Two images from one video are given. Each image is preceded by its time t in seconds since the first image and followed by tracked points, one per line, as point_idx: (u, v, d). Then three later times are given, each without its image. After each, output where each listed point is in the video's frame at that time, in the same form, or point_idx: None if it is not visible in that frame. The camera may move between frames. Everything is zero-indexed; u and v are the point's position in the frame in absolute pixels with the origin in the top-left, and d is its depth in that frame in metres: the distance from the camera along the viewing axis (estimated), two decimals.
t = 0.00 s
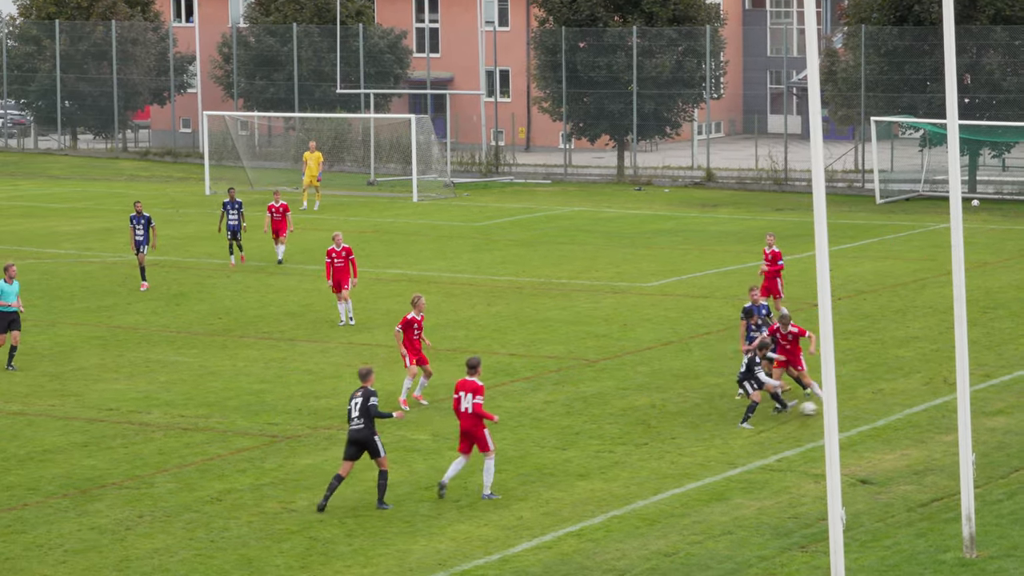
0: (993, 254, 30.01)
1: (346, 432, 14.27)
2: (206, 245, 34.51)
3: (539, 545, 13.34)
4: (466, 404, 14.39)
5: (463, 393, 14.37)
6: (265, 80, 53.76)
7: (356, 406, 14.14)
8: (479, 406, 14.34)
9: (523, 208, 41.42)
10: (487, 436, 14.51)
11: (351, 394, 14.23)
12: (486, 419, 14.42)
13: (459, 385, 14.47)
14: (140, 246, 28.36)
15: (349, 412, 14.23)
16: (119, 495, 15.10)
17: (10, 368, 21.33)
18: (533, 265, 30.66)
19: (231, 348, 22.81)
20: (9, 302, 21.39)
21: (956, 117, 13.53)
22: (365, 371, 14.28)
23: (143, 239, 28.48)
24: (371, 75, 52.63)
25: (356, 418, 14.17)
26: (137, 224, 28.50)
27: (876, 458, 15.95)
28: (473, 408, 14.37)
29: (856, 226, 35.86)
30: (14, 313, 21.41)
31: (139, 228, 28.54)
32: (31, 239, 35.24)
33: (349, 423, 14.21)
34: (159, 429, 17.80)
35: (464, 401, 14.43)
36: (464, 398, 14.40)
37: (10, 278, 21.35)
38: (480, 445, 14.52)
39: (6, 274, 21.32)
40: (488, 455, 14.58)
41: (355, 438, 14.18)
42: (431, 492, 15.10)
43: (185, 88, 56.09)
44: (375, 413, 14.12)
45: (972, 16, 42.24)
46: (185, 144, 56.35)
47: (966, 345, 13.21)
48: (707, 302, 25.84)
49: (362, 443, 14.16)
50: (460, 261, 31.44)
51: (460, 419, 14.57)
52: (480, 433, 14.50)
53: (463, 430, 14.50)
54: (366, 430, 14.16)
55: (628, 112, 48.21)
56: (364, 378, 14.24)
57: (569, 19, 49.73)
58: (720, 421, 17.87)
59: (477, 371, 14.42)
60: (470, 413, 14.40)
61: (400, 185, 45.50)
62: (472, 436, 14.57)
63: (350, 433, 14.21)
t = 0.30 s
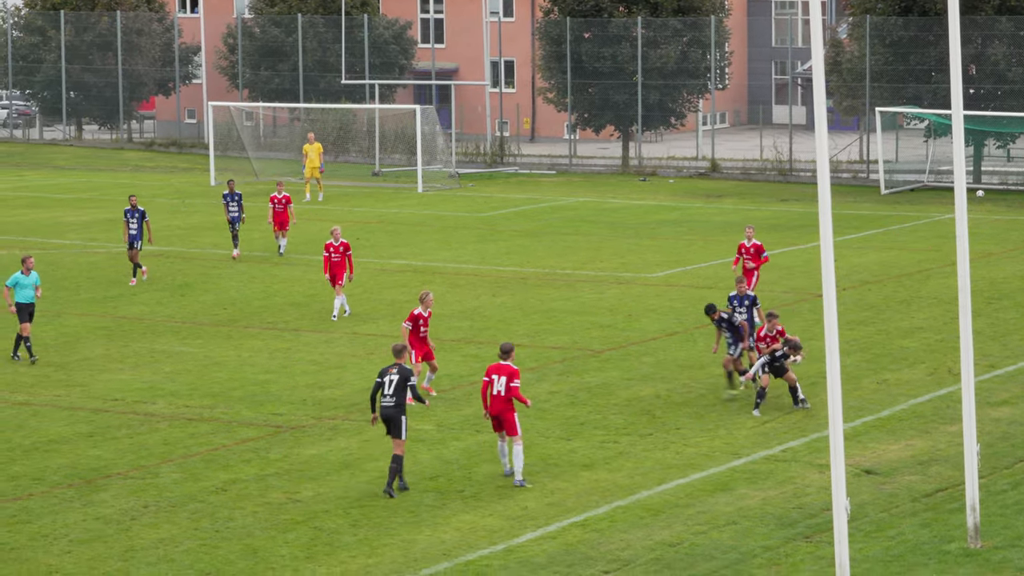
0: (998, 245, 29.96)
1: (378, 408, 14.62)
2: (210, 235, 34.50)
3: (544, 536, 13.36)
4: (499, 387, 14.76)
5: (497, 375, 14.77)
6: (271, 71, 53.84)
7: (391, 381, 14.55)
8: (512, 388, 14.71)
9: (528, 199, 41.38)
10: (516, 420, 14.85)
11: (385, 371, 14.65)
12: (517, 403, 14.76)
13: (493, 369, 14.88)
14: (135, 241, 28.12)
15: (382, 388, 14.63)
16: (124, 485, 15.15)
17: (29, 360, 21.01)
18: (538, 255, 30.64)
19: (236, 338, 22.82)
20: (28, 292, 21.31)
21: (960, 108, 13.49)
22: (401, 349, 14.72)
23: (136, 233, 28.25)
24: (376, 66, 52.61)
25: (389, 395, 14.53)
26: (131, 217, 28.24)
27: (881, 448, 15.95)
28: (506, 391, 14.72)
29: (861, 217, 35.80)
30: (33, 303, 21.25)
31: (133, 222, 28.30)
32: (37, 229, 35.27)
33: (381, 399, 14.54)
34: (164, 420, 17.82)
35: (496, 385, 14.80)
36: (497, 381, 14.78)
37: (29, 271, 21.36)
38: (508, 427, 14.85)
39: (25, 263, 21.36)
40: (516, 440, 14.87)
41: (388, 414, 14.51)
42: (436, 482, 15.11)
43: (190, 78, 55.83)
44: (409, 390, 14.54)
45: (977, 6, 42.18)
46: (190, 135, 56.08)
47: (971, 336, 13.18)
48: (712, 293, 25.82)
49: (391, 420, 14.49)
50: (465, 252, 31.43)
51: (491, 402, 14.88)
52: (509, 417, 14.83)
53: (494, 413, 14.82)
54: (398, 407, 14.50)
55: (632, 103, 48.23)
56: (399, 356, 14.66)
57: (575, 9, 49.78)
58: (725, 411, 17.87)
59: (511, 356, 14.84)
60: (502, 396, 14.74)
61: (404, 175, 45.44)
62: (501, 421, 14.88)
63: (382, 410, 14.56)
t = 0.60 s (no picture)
0: (1001, 241, 29.94)
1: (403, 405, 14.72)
2: (213, 232, 34.50)
3: (546, 532, 13.36)
4: (515, 377, 14.85)
5: (512, 367, 14.82)
6: (272, 67, 53.76)
7: (413, 378, 14.60)
8: (528, 379, 14.80)
9: (530, 195, 41.36)
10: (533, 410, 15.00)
11: (405, 368, 14.67)
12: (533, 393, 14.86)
13: (507, 361, 14.92)
14: (128, 239, 27.92)
15: (405, 384, 14.68)
16: (126, 482, 15.15)
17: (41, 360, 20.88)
18: (540, 252, 30.63)
19: (239, 334, 22.81)
20: (46, 291, 21.18)
21: (963, 104, 13.46)
22: (418, 344, 14.72)
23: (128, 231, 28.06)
24: (377, 62, 52.69)
25: (413, 392, 14.61)
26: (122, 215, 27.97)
27: (883, 445, 15.95)
28: (522, 381, 14.82)
29: (863, 213, 35.78)
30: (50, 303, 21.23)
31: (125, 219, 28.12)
32: (38, 226, 35.27)
33: (406, 395, 14.64)
34: (166, 416, 17.82)
35: (511, 376, 14.88)
36: (513, 372, 14.84)
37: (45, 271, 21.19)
38: (524, 418, 14.99)
39: (40, 262, 21.10)
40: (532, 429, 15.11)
41: (415, 410, 14.65)
42: (438, 479, 15.11)
43: (192, 74, 56.35)
44: (433, 384, 14.62)
45: (979, 3, 42.21)
46: (192, 131, 56.15)
47: (974, 333, 13.16)
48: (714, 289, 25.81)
49: (419, 416, 14.63)
50: (467, 248, 31.40)
51: (506, 393, 14.97)
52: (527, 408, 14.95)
53: (510, 405, 14.93)
54: (423, 402, 14.63)
55: (634, 99, 48.10)
56: (417, 352, 14.67)
57: (577, 5, 49.67)
58: (727, 408, 17.86)
59: (525, 346, 14.90)
60: (518, 386, 14.87)
61: (407, 172, 45.48)
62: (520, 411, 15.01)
63: (408, 406, 14.68)
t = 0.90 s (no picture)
0: (999, 241, 29.95)
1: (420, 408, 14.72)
2: (211, 232, 34.49)
3: (544, 532, 13.36)
4: (523, 373, 15.00)
5: (520, 362, 14.96)
6: (271, 66, 53.73)
7: (429, 380, 14.57)
8: (536, 374, 14.98)
9: (529, 195, 41.35)
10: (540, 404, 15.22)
11: (421, 371, 14.64)
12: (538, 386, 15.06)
13: (513, 357, 15.05)
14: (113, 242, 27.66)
15: (421, 387, 14.66)
16: (125, 482, 15.13)
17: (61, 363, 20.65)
18: (539, 252, 30.63)
19: (237, 335, 22.81)
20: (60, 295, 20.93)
21: (961, 104, 13.45)
22: (431, 347, 14.67)
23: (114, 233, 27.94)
24: (376, 62, 52.66)
25: (430, 393, 14.62)
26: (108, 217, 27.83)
27: (882, 445, 15.95)
28: (530, 376, 14.99)
29: (862, 213, 35.78)
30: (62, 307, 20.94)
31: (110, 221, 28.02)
32: (37, 226, 35.24)
33: (424, 397, 14.64)
34: (165, 417, 17.81)
35: (519, 371, 15.01)
36: (521, 367, 14.98)
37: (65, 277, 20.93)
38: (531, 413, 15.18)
39: (56, 265, 20.82)
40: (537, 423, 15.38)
41: (433, 411, 14.68)
42: (437, 479, 15.11)
43: (190, 74, 56.22)
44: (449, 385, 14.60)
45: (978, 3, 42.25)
46: (189, 130, 56.08)
47: (972, 333, 13.15)
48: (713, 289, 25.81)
49: (439, 415, 14.69)
50: (466, 249, 31.38)
51: (514, 387, 15.12)
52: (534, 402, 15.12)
53: (518, 400, 15.09)
54: (441, 403, 14.68)
55: (633, 100, 48.08)
56: (432, 355, 14.63)
57: (575, 4, 49.48)
58: (725, 408, 17.86)
59: (531, 342, 15.05)
60: (527, 382, 15.01)
61: (406, 172, 45.52)
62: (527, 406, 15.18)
63: (426, 407, 14.69)
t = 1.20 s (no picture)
0: (996, 241, 29.95)
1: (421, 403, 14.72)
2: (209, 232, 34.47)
3: (542, 532, 13.35)
4: (530, 369, 15.32)
5: (527, 359, 15.31)
6: (269, 67, 53.70)
7: (433, 373, 14.62)
8: (545, 370, 15.34)
9: (526, 195, 41.34)
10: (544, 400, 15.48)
11: (423, 365, 14.65)
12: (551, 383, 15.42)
13: (520, 353, 15.37)
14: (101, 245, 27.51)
15: (422, 381, 14.68)
16: (122, 482, 15.12)
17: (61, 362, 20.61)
18: (536, 252, 30.62)
19: (235, 335, 22.79)
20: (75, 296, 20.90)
21: (960, 104, 13.43)
22: (430, 340, 14.77)
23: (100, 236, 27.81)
24: (373, 62, 52.62)
25: (434, 386, 14.66)
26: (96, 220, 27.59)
27: (880, 445, 15.95)
28: (538, 373, 15.34)
29: (859, 213, 35.76)
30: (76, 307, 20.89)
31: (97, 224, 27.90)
32: (34, 225, 35.22)
33: (426, 390, 14.66)
34: (162, 417, 17.79)
35: (525, 368, 15.35)
36: (527, 364, 15.32)
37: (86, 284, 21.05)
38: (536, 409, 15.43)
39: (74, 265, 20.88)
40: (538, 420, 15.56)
41: (435, 405, 14.70)
42: (435, 480, 15.10)
43: (187, 74, 56.15)
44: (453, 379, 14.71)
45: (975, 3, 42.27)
46: (187, 131, 56.19)
47: (970, 334, 13.14)
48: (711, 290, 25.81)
49: (442, 409, 14.72)
50: (463, 248, 31.38)
51: (519, 385, 15.42)
52: (538, 399, 15.43)
53: (524, 395, 15.39)
54: (444, 398, 14.74)
55: (631, 99, 48.06)
56: (430, 348, 14.73)
57: (573, 5, 49.60)
58: (723, 408, 17.85)
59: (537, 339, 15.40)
60: (533, 377, 15.34)
61: (403, 172, 45.51)
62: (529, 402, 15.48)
63: (428, 401, 14.69)
